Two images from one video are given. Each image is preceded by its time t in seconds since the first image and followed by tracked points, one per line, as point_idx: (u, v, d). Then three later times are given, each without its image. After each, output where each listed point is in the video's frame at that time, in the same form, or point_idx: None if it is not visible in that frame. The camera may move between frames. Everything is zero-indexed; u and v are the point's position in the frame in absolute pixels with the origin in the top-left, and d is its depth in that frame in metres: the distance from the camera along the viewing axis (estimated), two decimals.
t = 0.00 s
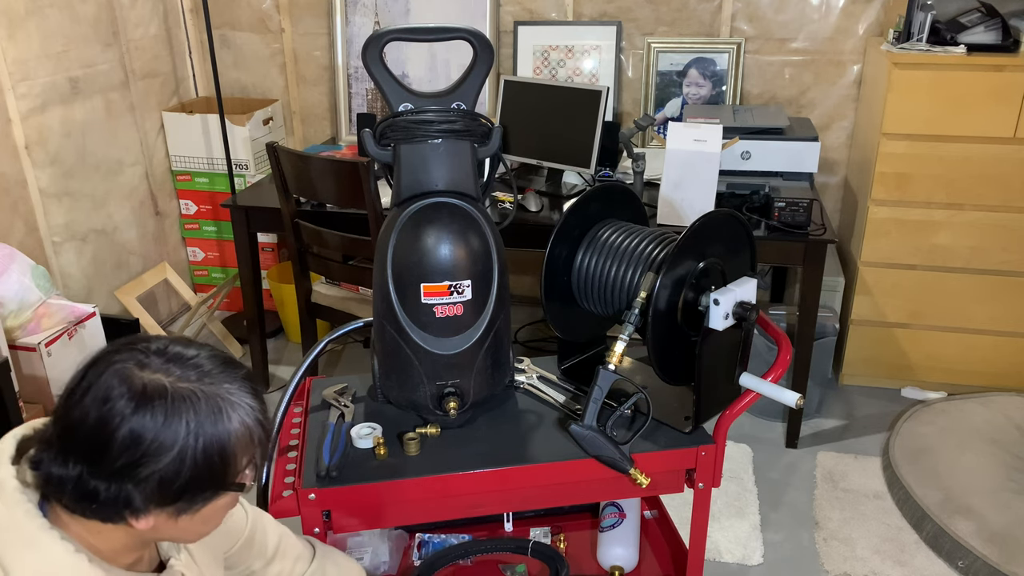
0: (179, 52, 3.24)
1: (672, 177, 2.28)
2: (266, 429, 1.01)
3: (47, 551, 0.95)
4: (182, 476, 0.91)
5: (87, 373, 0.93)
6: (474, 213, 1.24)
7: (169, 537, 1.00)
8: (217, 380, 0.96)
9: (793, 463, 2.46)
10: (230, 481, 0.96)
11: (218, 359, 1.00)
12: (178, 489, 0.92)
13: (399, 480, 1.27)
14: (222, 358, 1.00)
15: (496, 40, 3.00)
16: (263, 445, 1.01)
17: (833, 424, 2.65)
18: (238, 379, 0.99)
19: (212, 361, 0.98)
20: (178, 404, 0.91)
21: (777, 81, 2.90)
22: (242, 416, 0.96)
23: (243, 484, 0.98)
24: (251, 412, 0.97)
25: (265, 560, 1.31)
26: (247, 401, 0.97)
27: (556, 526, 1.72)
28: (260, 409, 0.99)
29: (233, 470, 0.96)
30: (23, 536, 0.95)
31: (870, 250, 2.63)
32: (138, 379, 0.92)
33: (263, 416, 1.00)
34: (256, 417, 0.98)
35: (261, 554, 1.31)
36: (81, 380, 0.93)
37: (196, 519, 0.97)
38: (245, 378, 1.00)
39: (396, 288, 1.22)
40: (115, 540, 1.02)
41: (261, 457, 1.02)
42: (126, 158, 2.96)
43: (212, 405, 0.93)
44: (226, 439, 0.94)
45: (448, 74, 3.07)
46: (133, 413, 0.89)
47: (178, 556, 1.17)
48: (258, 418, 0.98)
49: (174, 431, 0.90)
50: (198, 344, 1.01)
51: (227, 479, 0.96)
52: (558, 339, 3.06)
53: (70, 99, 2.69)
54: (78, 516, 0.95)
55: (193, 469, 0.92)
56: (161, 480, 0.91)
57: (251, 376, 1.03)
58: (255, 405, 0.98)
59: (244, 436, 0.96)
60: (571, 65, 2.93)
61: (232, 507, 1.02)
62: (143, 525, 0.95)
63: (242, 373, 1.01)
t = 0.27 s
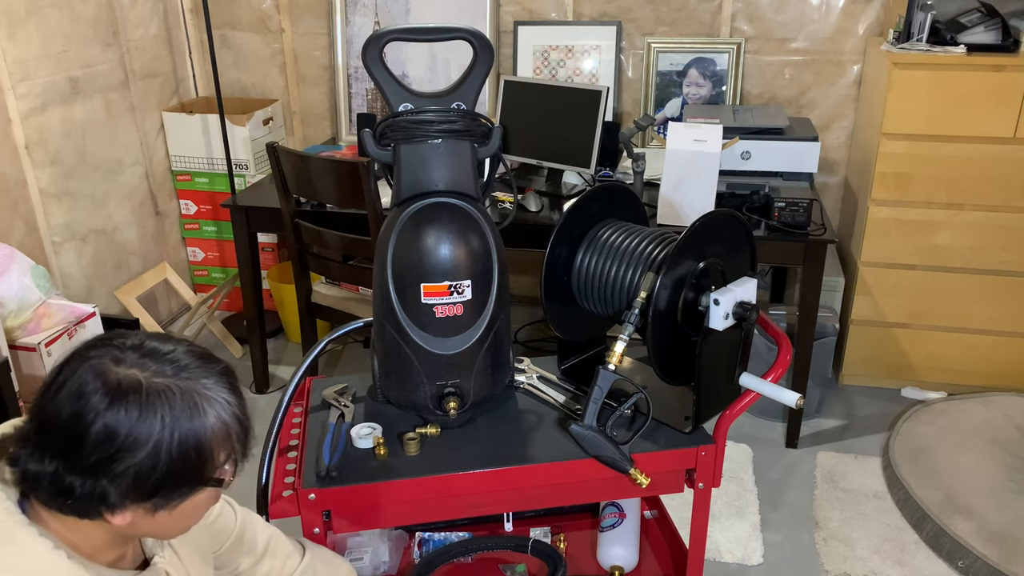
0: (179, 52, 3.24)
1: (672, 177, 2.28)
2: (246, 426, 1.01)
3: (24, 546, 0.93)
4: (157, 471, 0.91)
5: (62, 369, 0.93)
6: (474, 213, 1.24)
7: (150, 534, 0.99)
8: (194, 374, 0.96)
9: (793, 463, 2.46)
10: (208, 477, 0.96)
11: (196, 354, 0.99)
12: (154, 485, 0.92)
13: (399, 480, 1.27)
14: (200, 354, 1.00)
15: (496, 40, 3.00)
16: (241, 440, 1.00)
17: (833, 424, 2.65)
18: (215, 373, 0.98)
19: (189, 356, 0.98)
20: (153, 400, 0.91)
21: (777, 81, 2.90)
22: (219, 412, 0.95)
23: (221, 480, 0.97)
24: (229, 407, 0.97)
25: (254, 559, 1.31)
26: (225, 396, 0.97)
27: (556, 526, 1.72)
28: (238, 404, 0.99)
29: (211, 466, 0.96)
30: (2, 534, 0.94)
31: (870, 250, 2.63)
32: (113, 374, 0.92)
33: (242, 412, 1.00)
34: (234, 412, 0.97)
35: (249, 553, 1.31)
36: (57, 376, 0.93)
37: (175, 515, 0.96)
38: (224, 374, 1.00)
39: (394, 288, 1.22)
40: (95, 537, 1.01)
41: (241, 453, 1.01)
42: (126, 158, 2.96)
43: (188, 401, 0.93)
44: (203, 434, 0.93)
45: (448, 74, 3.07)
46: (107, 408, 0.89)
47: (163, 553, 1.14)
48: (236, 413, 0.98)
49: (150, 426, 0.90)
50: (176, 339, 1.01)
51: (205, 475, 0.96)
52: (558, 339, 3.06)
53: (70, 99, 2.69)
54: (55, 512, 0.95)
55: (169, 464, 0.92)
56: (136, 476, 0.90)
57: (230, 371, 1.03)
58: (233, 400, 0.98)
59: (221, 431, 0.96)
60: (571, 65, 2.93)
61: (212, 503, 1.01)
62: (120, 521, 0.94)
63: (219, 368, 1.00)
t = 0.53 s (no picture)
0: (179, 52, 3.24)
1: (672, 177, 2.28)
2: (231, 426, 1.01)
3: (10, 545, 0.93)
4: (139, 470, 0.91)
5: (45, 367, 0.93)
6: (474, 213, 1.24)
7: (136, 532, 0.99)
8: (178, 373, 0.96)
9: (793, 464, 2.46)
10: (192, 476, 0.96)
11: (181, 353, 1.00)
12: (136, 483, 0.91)
13: (400, 480, 1.27)
14: (185, 353, 1.00)
15: (496, 40, 3.00)
16: (226, 440, 1.00)
17: (833, 424, 2.65)
18: (199, 372, 0.98)
19: (173, 355, 0.98)
20: (135, 398, 0.91)
21: (777, 81, 2.90)
22: (202, 411, 0.95)
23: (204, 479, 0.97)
24: (213, 406, 0.97)
25: (249, 559, 1.31)
26: (208, 396, 0.97)
27: (556, 526, 1.72)
28: (222, 403, 0.99)
29: (195, 466, 0.96)
30: None
31: (870, 250, 2.63)
32: (95, 372, 0.92)
33: (227, 412, 1.00)
34: (218, 412, 0.97)
35: (244, 553, 1.30)
36: (40, 374, 0.93)
37: (159, 513, 0.96)
38: (209, 373, 1.00)
39: (394, 288, 1.22)
40: (81, 535, 0.99)
41: (226, 453, 1.01)
42: (126, 158, 2.96)
43: (171, 399, 0.93)
44: (185, 433, 0.93)
45: (448, 74, 3.07)
46: (89, 406, 0.89)
47: (152, 552, 1.13)
48: (220, 412, 0.98)
49: (131, 424, 0.90)
50: (161, 338, 1.02)
51: (188, 475, 0.95)
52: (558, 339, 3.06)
53: (70, 99, 2.69)
54: (40, 510, 0.95)
55: (151, 463, 0.91)
56: (118, 474, 0.90)
57: (214, 370, 1.03)
58: (217, 399, 0.98)
59: (204, 430, 0.96)
60: (571, 65, 2.93)
61: (198, 503, 1.01)
62: (103, 520, 0.94)
63: (204, 367, 1.01)
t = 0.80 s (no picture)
0: (179, 52, 3.24)
1: (672, 177, 2.28)
2: (221, 425, 1.01)
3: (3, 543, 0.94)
4: (128, 468, 0.91)
5: (35, 366, 0.93)
6: (474, 213, 1.24)
7: (127, 531, 0.99)
8: (168, 371, 0.96)
9: (793, 464, 2.46)
10: (181, 476, 0.96)
11: (171, 352, 1.00)
12: (125, 482, 0.91)
13: (400, 480, 1.27)
14: (175, 351, 1.00)
15: (496, 40, 3.00)
16: (215, 439, 1.00)
17: (833, 424, 2.65)
18: (189, 371, 0.98)
19: (164, 354, 0.98)
20: (124, 397, 0.91)
21: (777, 81, 2.90)
22: (191, 410, 0.95)
23: (194, 478, 0.97)
24: (202, 405, 0.97)
25: (246, 559, 1.31)
26: (198, 394, 0.97)
27: (556, 526, 1.72)
28: (212, 402, 0.99)
29: (184, 465, 0.96)
30: None
31: (870, 250, 2.63)
32: (85, 371, 0.92)
33: (217, 411, 1.00)
34: (207, 411, 0.97)
35: (242, 552, 1.31)
36: (29, 372, 0.93)
37: (149, 512, 0.96)
38: (199, 372, 1.00)
39: (394, 288, 1.22)
40: (72, 534, 1.00)
41: (216, 453, 1.01)
42: (126, 158, 2.96)
43: (160, 398, 0.93)
44: (174, 432, 0.93)
45: (448, 74, 3.06)
46: (77, 404, 0.89)
47: (146, 552, 1.13)
48: (210, 412, 0.98)
49: (120, 422, 0.90)
50: (152, 337, 1.02)
51: (177, 474, 0.95)
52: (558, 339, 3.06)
53: (70, 99, 2.69)
54: (30, 509, 0.94)
55: (139, 462, 0.91)
56: (107, 473, 0.90)
57: (205, 369, 1.03)
58: (207, 398, 0.98)
59: (193, 429, 0.95)
60: (571, 65, 2.93)
61: (188, 502, 1.01)
62: (92, 519, 0.94)
63: (194, 366, 1.01)
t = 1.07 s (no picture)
0: (179, 52, 3.24)
1: (672, 177, 2.28)
2: (213, 422, 1.01)
3: None
4: (120, 465, 0.91)
5: (27, 363, 0.93)
6: (474, 213, 1.24)
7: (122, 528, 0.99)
8: (160, 368, 0.96)
9: (793, 464, 2.46)
10: (174, 472, 0.96)
11: (163, 348, 1.00)
12: (118, 478, 0.91)
13: (400, 480, 1.27)
14: (168, 348, 1.00)
15: (496, 40, 3.00)
16: (208, 435, 1.00)
17: (833, 424, 2.65)
18: (181, 367, 0.98)
19: (156, 351, 0.98)
20: (116, 393, 0.91)
21: (777, 81, 2.90)
22: (184, 406, 0.95)
23: (187, 474, 0.97)
24: (194, 402, 0.97)
25: (236, 558, 1.31)
26: (190, 391, 0.97)
27: (556, 526, 1.73)
28: (204, 398, 0.99)
29: (176, 461, 0.96)
30: None
31: (870, 250, 2.63)
32: (76, 367, 0.92)
33: (209, 407, 1.00)
34: (200, 407, 0.97)
35: (231, 551, 1.31)
36: (21, 369, 0.93)
37: (143, 509, 0.96)
38: (191, 368, 1.00)
39: (394, 288, 1.22)
40: (66, 531, 1.00)
41: (210, 449, 1.01)
42: (126, 158, 2.96)
43: (152, 394, 0.93)
44: (166, 428, 0.93)
45: (448, 74, 3.07)
46: (69, 401, 0.89)
47: (141, 549, 1.13)
48: (202, 408, 0.98)
49: (111, 419, 0.90)
50: (143, 334, 1.02)
51: (170, 469, 0.95)
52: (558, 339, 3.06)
53: (70, 99, 2.69)
54: (22, 506, 0.94)
55: (132, 458, 0.91)
56: (99, 470, 0.90)
57: (197, 366, 1.03)
58: (199, 395, 0.98)
59: (185, 425, 0.95)
60: (571, 65, 2.93)
61: (182, 499, 1.01)
62: (85, 515, 0.94)
63: (187, 363, 1.01)
